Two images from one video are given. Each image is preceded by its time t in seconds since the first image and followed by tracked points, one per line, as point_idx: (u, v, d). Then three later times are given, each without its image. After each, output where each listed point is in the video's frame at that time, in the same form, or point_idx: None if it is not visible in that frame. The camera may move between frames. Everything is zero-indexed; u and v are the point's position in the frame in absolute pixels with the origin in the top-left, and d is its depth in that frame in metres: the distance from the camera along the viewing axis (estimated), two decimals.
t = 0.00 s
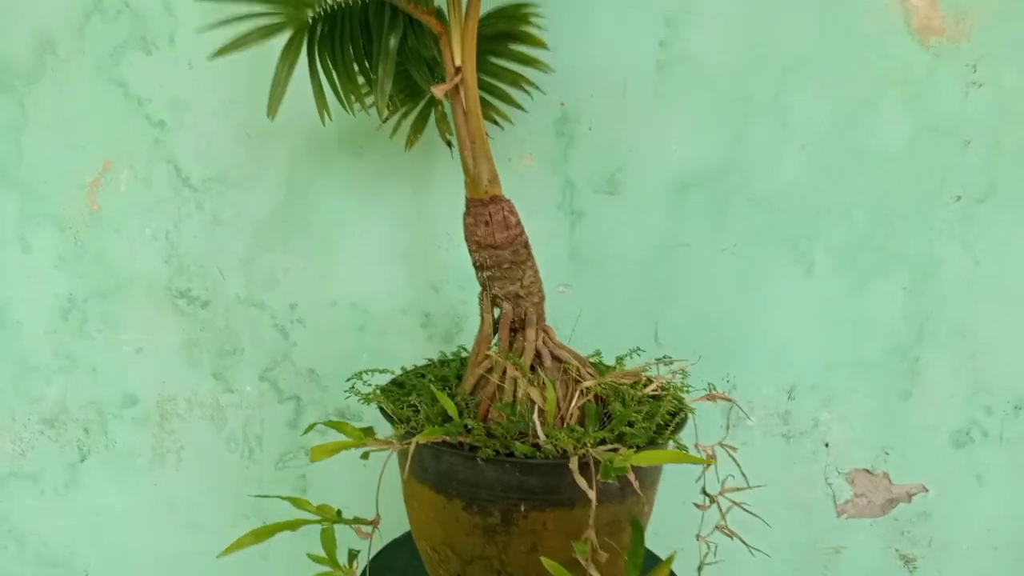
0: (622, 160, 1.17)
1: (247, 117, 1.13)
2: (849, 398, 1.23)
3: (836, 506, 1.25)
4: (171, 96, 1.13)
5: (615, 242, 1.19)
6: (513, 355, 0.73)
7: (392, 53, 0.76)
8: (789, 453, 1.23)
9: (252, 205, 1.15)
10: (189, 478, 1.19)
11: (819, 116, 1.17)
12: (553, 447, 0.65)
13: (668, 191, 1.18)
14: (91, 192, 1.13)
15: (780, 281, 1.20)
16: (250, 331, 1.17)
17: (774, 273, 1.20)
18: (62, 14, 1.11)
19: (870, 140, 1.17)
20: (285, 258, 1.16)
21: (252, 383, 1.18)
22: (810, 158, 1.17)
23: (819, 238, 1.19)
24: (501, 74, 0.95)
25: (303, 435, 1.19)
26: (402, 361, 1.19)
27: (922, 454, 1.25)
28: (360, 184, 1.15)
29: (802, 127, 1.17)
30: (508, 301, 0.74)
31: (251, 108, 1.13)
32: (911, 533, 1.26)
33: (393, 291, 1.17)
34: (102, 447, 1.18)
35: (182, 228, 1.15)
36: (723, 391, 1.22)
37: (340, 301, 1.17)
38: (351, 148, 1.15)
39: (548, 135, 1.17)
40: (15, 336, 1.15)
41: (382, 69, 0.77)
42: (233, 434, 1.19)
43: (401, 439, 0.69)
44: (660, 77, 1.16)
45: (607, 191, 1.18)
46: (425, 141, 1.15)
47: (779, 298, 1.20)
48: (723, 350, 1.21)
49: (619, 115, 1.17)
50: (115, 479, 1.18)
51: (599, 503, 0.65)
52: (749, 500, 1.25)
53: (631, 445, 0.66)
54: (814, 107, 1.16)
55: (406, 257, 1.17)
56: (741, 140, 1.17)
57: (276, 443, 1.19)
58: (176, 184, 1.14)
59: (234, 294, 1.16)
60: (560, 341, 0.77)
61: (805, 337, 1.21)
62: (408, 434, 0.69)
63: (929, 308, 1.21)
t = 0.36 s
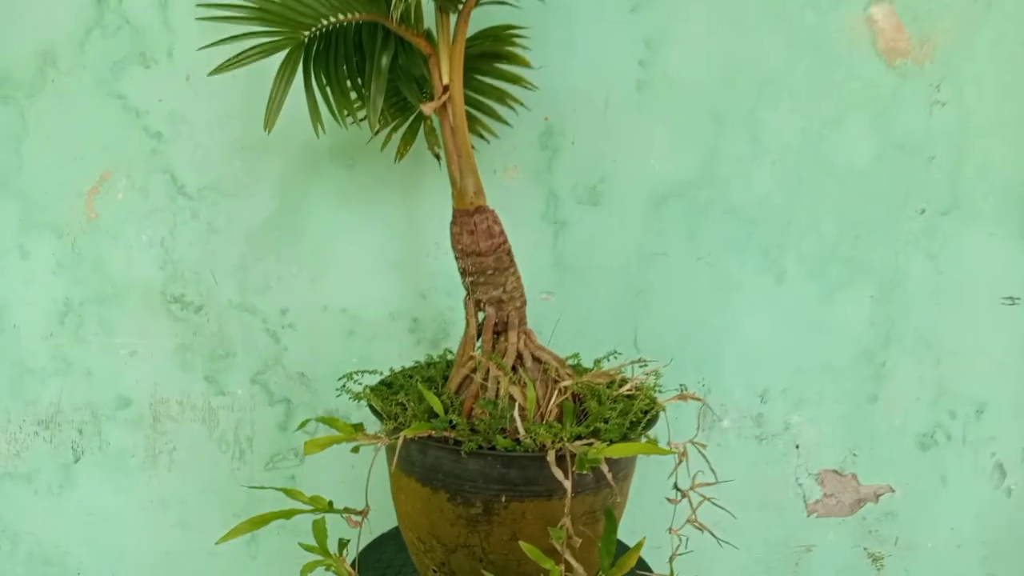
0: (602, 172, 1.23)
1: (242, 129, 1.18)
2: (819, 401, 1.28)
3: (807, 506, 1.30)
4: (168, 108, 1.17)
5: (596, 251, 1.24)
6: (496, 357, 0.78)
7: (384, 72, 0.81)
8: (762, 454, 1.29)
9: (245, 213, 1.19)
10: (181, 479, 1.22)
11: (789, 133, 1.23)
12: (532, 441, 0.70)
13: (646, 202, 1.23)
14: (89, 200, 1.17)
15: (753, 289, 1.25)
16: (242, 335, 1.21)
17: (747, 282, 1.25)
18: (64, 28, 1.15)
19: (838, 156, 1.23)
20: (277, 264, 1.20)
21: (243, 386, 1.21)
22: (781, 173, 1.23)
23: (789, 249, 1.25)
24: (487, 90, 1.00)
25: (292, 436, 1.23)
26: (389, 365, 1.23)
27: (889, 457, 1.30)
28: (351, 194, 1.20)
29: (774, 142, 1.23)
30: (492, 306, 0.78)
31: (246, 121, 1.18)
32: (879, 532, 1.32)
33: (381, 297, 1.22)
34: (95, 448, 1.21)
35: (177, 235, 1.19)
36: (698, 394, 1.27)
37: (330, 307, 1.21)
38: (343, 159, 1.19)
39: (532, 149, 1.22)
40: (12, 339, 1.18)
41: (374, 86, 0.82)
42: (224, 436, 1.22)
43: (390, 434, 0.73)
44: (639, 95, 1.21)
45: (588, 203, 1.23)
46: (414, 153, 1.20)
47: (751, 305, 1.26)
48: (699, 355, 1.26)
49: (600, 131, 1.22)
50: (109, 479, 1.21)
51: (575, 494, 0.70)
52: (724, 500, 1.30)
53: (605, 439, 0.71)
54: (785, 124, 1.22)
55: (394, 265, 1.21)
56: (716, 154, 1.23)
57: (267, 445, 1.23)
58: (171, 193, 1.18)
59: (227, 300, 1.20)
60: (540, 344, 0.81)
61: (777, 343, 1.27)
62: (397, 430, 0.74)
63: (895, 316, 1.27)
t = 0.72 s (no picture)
0: (590, 183, 1.27)
1: (240, 140, 1.21)
2: (798, 404, 1.33)
3: (787, 506, 1.35)
4: (168, 118, 1.20)
5: (584, 259, 1.28)
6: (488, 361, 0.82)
7: (381, 89, 0.85)
8: (744, 456, 1.33)
9: (243, 221, 1.22)
10: (178, 480, 1.25)
11: (770, 146, 1.27)
12: (523, 442, 0.73)
13: (632, 212, 1.28)
14: (90, 208, 1.20)
15: (735, 296, 1.30)
16: (239, 339, 1.24)
17: (729, 289, 1.30)
18: (65, 40, 1.18)
19: (816, 168, 1.28)
20: (274, 271, 1.23)
21: (240, 389, 1.24)
22: (762, 184, 1.28)
23: (770, 257, 1.29)
24: (479, 104, 1.04)
25: (288, 438, 1.26)
26: (383, 369, 1.26)
27: (866, 458, 1.35)
28: (346, 202, 1.23)
29: (755, 155, 1.27)
30: (484, 312, 0.82)
31: (244, 132, 1.21)
32: (857, 531, 1.36)
33: (375, 303, 1.25)
34: (94, 450, 1.23)
35: (176, 242, 1.21)
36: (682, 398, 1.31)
37: (325, 312, 1.24)
38: (338, 168, 1.23)
39: (522, 160, 1.26)
40: (12, 343, 1.21)
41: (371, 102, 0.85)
42: (221, 438, 1.25)
43: (387, 435, 0.77)
44: (625, 108, 1.26)
45: (576, 212, 1.27)
46: (408, 163, 1.23)
47: (733, 312, 1.30)
48: (683, 360, 1.30)
49: (587, 143, 1.26)
50: (107, 481, 1.24)
51: (563, 491, 0.73)
52: (707, 500, 1.34)
53: (591, 438, 0.75)
54: (766, 137, 1.27)
55: (388, 271, 1.25)
56: (700, 166, 1.27)
57: (262, 447, 1.25)
58: (171, 201, 1.21)
59: (225, 305, 1.23)
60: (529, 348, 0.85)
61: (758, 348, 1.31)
62: (393, 430, 0.77)
63: (871, 322, 1.32)
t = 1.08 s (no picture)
0: (587, 191, 1.31)
1: (249, 150, 1.25)
2: (791, 406, 1.36)
3: (781, 505, 1.38)
4: (179, 129, 1.23)
5: (581, 264, 1.32)
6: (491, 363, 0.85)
7: (387, 103, 0.88)
8: (739, 456, 1.36)
9: (250, 228, 1.26)
10: (187, 481, 1.28)
11: (762, 155, 1.31)
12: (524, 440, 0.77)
13: (628, 219, 1.31)
14: (102, 215, 1.23)
15: (729, 301, 1.34)
16: (246, 343, 1.27)
17: (723, 294, 1.33)
18: (79, 53, 1.21)
19: (808, 176, 1.32)
20: (280, 277, 1.27)
21: (247, 392, 1.28)
22: (755, 192, 1.32)
23: (762, 263, 1.33)
24: (480, 116, 1.08)
25: (294, 439, 1.29)
26: (387, 372, 1.30)
27: (858, 458, 1.38)
28: (351, 209, 1.27)
29: (748, 164, 1.31)
30: (487, 316, 0.86)
31: (253, 141, 1.25)
32: (849, 530, 1.40)
33: (379, 308, 1.29)
34: (105, 451, 1.26)
35: (186, 249, 1.25)
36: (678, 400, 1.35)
37: (330, 317, 1.28)
38: (343, 177, 1.26)
39: (521, 169, 1.30)
40: (27, 347, 1.24)
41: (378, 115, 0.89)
42: (229, 440, 1.28)
43: (394, 433, 0.80)
44: (622, 118, 1.30)
45: (575, 219, 1.31)
46: (412, 172, 1.27)
47: (727, 316, 1.34)
48: (679, 363, 1.34)
49: (585, 152, 1.30)
50: (118, 482, 1.27)
51: (563, 487, 0.77)
52: (703, 500, 1.37)
53: (590, 437, 0.78)
54: (758, 146, 1.31)
55: (392, 277, 1.28)
56: (694, 175, 1.31)
57: (269, 448, 1.29)
58: (181, 209, 1.24)
59: (233, 310, 1.26)
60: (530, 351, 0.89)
61: (751, 351, 1.35)
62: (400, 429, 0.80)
63: (861, 326, 1.36)
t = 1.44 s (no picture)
0: (588, 194, 1.33)
1: (258, 158, 1.28)
2: (791, 403, 1.39)
3: (782, 501, 1.41)
4: (189, 138, 1.26)
5: (583, 266, 1.35)
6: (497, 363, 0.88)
7: (394, 113, 0.91)
8: (739, 453, 1.39)
9: (260, 234, 1.29)
10: (200, 481, 1.31)
11: (760, 157, 1.34)
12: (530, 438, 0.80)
13: (629, 222, 1.34)
14: (116, 223, 1.26)
15: (728, 300, 1.36)
16: (256, 347, 1.30)
17: (722, 294, 1.36)
18: (91, 65, 1.24)
19: (804, 178, 1.35)
20: (289, 282, 1.30)
21: (258, 394, 1.31)
22: (753, 194, 1.34)
23: (760, 264, 1.36)
24: (484, 124, 1.11)
25: (304, 440, 1.32)
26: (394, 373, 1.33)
27: (856, 454, 1.41)
28: (357, 215, 1.30)
29: (746, 166, 1.34)
30: (492, 319, 0.88)
31: (262, 150, 1.28)
32: (849, 525, 1.42)
33: (386, 311, 1.31)
34: (120, 453, 1.29)
35: (197, 255, 1.28)
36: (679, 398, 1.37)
37: (338, 320, 1.31)
38: (350, 183, 1.29)
39: (524, 172, 1.32)
40: (42, 352, 1.27)
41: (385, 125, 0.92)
42: (240, 441, 1.31)
43: (404, 432, 0.83)
44: (621, 123, 1.32)
45: (576, 222, 1.34)
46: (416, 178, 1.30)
47: (727, 316, 1.37)
48: (680, 362, 1.37)
49: (586, 156, 1.33)
50: (133, 483, 1.30)
51: (568, 483, 0.79)
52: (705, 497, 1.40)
53: (593, 434, 0.81)
54: (756, 149, 1.34)
55: (398, 280, 1.31)
56: (693, 178, 1.34)
57: (280, 449, 1.32)
58: (192, 216, 1.27)
59: (243, 315, 1.29)
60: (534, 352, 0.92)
61: (751, 350, 1.37)
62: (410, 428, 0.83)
63: (859, 324, 1.38)
